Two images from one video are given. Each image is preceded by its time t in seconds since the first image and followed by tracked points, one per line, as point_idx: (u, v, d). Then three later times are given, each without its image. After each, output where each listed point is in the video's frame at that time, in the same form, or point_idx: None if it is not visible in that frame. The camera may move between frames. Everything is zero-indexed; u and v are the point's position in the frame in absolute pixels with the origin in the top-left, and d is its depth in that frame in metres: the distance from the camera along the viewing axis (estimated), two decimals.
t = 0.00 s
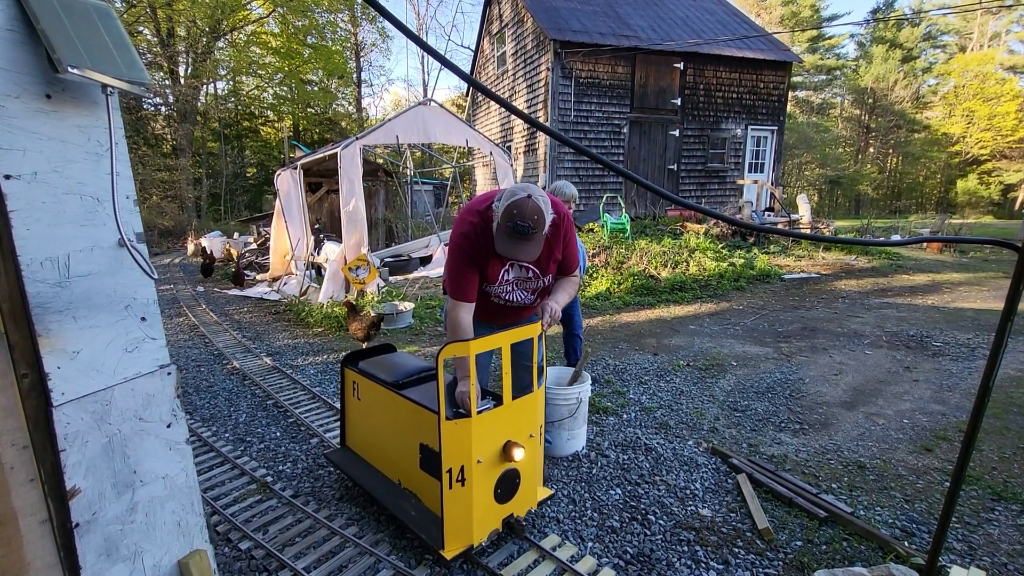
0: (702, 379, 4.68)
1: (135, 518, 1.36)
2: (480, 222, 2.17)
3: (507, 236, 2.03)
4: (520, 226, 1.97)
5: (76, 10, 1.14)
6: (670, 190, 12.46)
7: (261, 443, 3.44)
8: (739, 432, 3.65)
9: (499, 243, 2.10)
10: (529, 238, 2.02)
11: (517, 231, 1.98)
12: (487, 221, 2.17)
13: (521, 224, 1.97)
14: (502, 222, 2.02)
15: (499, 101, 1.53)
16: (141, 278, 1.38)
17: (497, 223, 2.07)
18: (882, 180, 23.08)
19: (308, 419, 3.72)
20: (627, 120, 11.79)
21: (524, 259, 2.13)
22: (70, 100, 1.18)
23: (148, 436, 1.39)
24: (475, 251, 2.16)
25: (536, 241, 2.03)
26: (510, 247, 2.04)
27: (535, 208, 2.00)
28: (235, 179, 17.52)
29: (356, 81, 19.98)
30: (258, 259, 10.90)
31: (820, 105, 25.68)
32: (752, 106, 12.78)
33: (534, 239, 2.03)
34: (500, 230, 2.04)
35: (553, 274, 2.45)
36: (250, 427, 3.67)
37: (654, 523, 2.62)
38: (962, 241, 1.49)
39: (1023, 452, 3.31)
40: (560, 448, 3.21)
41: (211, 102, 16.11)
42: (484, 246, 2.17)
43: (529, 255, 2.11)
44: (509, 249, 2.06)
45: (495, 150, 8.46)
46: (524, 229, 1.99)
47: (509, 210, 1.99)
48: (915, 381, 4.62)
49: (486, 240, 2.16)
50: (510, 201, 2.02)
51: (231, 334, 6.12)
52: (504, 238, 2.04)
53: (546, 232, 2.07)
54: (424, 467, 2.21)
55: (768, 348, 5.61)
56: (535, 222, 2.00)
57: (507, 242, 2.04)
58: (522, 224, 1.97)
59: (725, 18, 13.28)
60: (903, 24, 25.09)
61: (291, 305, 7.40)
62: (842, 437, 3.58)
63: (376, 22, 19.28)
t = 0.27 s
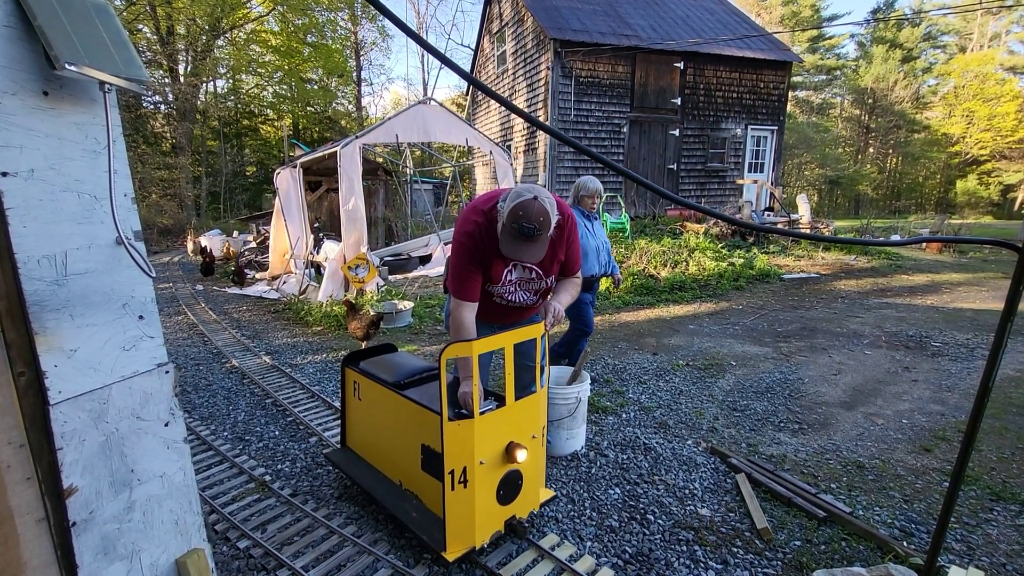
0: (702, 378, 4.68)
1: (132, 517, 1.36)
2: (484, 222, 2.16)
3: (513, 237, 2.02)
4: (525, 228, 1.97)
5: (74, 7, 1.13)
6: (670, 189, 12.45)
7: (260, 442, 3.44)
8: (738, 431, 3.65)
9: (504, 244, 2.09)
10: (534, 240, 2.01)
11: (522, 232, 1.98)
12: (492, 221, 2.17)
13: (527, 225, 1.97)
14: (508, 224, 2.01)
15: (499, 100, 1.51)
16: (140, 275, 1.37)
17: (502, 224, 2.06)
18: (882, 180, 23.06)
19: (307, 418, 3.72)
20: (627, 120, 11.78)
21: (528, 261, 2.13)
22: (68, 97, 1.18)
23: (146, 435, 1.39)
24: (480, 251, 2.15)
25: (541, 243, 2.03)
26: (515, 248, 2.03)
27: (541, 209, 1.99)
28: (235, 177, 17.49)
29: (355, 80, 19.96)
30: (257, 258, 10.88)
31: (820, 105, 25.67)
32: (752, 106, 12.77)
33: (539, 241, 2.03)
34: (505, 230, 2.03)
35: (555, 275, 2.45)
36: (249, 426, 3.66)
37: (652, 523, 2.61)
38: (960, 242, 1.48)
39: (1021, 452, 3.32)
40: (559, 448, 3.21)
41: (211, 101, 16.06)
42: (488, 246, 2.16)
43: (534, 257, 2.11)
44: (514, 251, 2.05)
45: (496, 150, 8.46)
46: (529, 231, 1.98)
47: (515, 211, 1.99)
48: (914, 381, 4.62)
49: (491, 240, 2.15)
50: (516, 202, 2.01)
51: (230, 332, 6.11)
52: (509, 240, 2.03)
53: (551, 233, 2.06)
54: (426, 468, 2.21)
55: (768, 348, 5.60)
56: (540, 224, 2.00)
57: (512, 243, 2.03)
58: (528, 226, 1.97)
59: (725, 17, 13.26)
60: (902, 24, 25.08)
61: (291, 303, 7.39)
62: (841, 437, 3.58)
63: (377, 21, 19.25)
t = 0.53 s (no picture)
0: (701, 378, 4.68)
1: (131, 515, 1.36)
2: (487, 221, 2.16)
3: (516, 237, 2.02)
4: (529, 227, 1.97)
5: (73, 6, 1.13)
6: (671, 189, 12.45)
7: (259, 440, 3.44)
8: (738, 431, 3.64)
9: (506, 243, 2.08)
10: (538, 239, 2.01)
11: (526, 232, 1.98)
12: (494, 220, 2.16)
13: (531, 225, 1.97)
14: (511, 223, 2.01)
15: (499, 98, 1.50)
16: (139, 274, 1.37)
17: (505, 224, 2.05)
18: (882, 180, 23.05)
19: (307, 416, 3.72)
20: (628, 119, 11.77)
21: (531, 261, 2.12)
22: (66, 95, 1.17)
23: (145, 434, 1.39)
24: (482, 250, 2.15)
25: (545, 243, 2.03)
26: (518, 248, 2.02)
27: (544, 210, 1.99)
28: (235, 176, 17.50)
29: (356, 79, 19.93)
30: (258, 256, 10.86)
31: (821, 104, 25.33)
32: (753, 105, 12.76)
33: (542, 241, 2.03)
34: (509, 230, 2.03)
35: (556, 275, 2.45)
36: (248, 424, 3.67)
37: (651, 523, 2.61)
38: (963, 242, 1.48)
39: (1021, 452, 3.32)
40: (559, 447, 3.21)
41: (212, 99, 16.03)
42: (491, 244, 2.16)
43: (536, 257, 2.10)
44: (517, 251, 2.05)
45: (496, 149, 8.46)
46: (533, 231, 1.98)
47: (519, 210, 1.98)
48: (914, 381, 4.62)
49: (493, 239, 2.15)
50: (519, 201, 2.01)
51: (230, 331, 6.11)
52: (513, 240, 2.03)
53: (554, 233, 2.07)
54: (428, 469, 2.21)
55: (767, 347, 5.60)
56: (544, 224, 2.00)
57: (515, 243, 2.02)
58: (532, 225, 1.97)
59: (726, 16, 13.23)
60: (904, 24, 25.03)
61: (291, 302, 7.40)
62: (841, 437, 3.57)
63: (377, 19, 19.23)
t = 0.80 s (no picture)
0: (701, 377, 4.68)
1: (131, 513, 1.36)
2: (489, 220, 2.16)
3: (519, 237, 2.01)
4: (532, 227, 1.97)
5: (73, 5, 1.13)
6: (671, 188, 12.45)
7: (259, 439, 3.44)
8: (738, 431, 3.64)
9: (508, 243, 2.08)
10: (540, 239, 2.01)
11: (528, 232, 1.98)
12: (496, 219, 2.16)
13: (534, 225, 1.97)
14: (513, 223, 2.00)
15: (501, 98, 1.49)
16: (139, 273, 1.37)
17: (508, 223, 2.05)
18: (883, 180, 23.04)
19: (307, 415, 3.72)
20: (628, 118, 11.76)
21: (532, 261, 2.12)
22: (66, 93, 1.17)
23: (145, 432, 1.39)
24: (484, 250, 2.15)
25: (547, 243, 2.03)
26: (519, 248, 2.03)
27: (547, 210, 1.99)
28: (236, 175, 17.51)
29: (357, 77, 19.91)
30: (258, 255, 10.85)
31: (822, 104, 25.58)
32: (754, 105, 12.75)
33: (544, 241, 2.03)
34: (511, 230, 2.02)
35: (557, 275, 2.45)
36: (248, 423, 3.67)
37: (651, 522, 2.62)
38: (963, 243, 1.48)
39: (1020, 452, 3.32)
40: (559, 446, 3.21)
41: (212, 98, 15.99)
42: (492, 244, 2.15)
43: (538, 257, 2.10)
44: (519, 250, 2.05)
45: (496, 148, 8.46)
46: (535, 231, 1.98)
47: (522, 209, 1.98)
48: (914, 382, 4.62)
49: (495, 238, 2.15)
50: (522, 201, 2.01)
51: (230, 330, 6.11)
52: (516, 240, 2.03)
53: (556, 234, 2.06)
54: (429, 469, 2.21)
55: (768, 347, 5.60)
56: (546, 224, 1.99)
57: (517, 243, 2.03)
58: (534, 225, 1.96)
59: (727, 16, 13.22)
60: (905, 23, 24.98)
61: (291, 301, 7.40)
62: (841, 437, 3.57)
63: (378, 18, 19.22)
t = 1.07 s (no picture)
0: (701, 377, 4.68)
1: (132, 512, 1.36)
2: (490, 220, 2.16)
3: (520, 237, 2.01)
4: (533, 228, 1.96)
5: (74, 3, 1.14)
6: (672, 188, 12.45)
7: (259, 438, 3.44)
8: (738, 431, 3.64)
9: (510, 243, 2.08)
10: (541, 240, 2.01)
11: (530, 233, 1.97)
12: (498, 220, 2.16)
13: (535, 225, 1.96)
14: (514, 223, 2.00)
15: (501, 98, 1.49)
16: (139, 272, 1.37)
17: (509, 223, 2.05)
18: (884, 180, 23.06)
19: (307, 415, 3.73)
20: (629, 118, 11.76)
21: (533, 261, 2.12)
22: (67, 93, 1.18)
23: (145, 431, 1.39)
24: (485, 249, 2.15)
25: (548, 244, 2.03)
26: (520, 248, 2.03)
27: (548, 210, 1.99)
28: (236, 174, 17.53)
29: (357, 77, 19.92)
30: (259, 254, 10.86)
31: (822, 104, 25.68)
32: (754, 105, 12.74)
33: (546, 242, 2.03)
34: (513, 230, 2.02)
35: (557, 275, 2.45)
36: (249, 422, 3.67)
37: (650, 522, 2.62)
38: (963, 243, 1.48)
39: (1021, 453, 3.32)
40: (559, 446, 3.21)
41: (213, 98, 15.99)
42: (493, 244, 2.16)
43: (539, 258, 2.10)
44: (521, 250, 2.04)
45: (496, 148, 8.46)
46: (536, 232, 1.98)
47: (524, 210, 1.98)
48: (915, 382, 4.62)
49: (496, 238, 2.15)
50: (524, 201, 2.01)
51: (231, 329, 6.12)
52: (517, 240, 2.02)
53: (557, 234, 2.06)
54: (430, 469, 2.21)
55: (768, 347, 5.60)
56: (548, 225, 1.99)
57: (518, 243, 2.03)
58: (536, 226, 1.96)
59: (728, 16, 13.21)
60: (906, 24, 24.96)
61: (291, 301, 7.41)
62: (840, 438, 3.57)
63: (379, 18, 19.23)
